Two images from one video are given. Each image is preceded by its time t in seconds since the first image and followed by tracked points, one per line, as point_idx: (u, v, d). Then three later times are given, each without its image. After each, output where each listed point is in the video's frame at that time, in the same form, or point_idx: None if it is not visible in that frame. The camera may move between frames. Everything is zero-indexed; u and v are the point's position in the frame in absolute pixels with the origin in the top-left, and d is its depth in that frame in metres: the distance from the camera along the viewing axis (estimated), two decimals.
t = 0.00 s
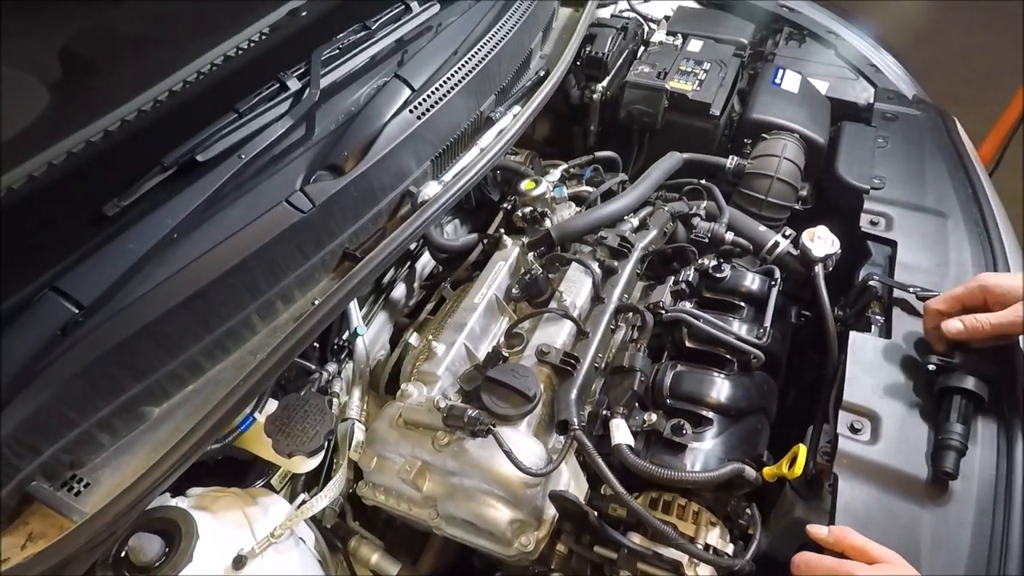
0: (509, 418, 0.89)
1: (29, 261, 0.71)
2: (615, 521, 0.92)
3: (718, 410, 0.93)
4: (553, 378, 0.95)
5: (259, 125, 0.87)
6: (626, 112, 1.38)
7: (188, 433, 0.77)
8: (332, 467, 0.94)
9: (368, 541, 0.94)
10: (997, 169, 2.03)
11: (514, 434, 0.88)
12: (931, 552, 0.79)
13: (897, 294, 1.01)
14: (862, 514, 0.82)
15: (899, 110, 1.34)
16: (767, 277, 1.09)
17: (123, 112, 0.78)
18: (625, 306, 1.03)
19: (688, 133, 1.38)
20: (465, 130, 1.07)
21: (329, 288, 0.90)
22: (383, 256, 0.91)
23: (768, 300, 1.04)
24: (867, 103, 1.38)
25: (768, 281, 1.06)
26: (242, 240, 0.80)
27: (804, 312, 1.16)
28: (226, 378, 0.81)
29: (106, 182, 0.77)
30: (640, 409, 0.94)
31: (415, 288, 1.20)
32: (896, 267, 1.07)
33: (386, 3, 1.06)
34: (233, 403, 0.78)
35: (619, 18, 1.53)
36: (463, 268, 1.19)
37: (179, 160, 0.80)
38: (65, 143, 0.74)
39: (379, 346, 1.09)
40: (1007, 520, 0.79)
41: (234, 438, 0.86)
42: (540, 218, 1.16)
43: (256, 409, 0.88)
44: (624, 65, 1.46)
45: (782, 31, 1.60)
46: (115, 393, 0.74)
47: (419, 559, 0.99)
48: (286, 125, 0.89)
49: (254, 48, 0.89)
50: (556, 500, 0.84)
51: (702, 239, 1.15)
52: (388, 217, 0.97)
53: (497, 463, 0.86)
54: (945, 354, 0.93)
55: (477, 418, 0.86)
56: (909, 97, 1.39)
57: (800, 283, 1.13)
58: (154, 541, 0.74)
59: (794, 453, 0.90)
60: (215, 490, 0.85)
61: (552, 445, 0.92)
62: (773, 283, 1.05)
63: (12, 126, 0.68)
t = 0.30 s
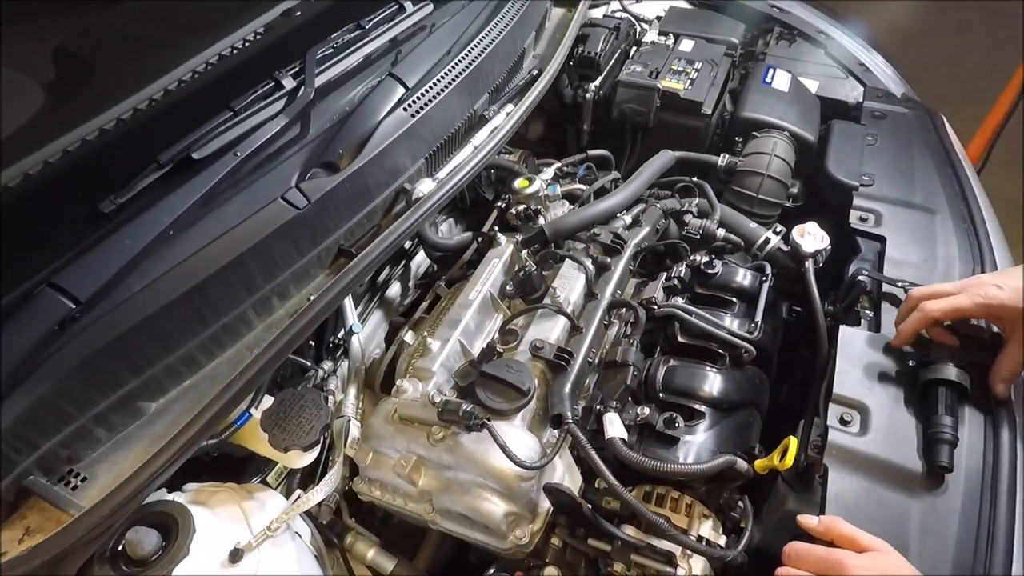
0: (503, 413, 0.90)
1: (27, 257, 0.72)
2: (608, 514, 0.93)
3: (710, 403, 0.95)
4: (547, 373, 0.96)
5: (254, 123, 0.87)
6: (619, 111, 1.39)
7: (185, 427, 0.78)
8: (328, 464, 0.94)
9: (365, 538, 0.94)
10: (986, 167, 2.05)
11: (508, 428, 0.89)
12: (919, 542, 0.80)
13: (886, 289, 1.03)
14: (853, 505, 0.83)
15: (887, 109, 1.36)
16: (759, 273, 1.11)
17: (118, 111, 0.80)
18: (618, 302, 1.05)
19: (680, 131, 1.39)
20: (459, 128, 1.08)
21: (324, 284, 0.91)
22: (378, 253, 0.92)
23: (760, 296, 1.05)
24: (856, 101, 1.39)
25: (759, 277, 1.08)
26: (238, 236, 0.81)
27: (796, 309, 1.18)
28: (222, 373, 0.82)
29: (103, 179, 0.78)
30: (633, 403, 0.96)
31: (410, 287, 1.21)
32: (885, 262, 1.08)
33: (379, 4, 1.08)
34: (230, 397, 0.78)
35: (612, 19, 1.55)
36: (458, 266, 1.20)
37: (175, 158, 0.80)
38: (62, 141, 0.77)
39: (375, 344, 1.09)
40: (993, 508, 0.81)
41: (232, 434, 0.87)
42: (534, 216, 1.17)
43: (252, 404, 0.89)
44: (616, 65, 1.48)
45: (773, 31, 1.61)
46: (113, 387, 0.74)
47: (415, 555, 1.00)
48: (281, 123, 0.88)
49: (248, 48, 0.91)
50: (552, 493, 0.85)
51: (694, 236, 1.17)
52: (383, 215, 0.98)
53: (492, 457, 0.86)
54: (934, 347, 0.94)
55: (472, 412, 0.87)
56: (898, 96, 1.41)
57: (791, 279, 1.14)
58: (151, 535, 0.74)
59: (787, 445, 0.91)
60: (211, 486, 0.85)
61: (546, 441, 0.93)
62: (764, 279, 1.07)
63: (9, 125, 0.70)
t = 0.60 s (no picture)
0: (500, 415, 0.90)
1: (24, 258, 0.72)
2: (605, 516, 0.94)
3: (706, 405, 0.95)
4: (543, 375, 0.96)
5: (251, 125, 0.87)
6: (615, 114, 1.40)
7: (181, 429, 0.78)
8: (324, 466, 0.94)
9: (361, 541, 0.94)
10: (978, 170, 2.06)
11: (504, 430, 0.90)
12: (913, 543, 0.80)
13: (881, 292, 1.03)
14: (847, 506, 0.84)
15: (880, 112, 1.37)
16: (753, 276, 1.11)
17: (116, 113, 0.79)
18: (614, 304, 1.05)
19: (675, 135, 1.40)
20: (455, 131, 1.08)
21: (320, 287, 0.91)
22: (375, 255, 0.92)
23: (755, 298, 1.06)
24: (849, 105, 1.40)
25: (754, 279, 1.09)
26: (236, 238, 0.81)
27: (791, 311, 1.19)
28: (219, 375, 0.82)
29: (100, 181, 0.78)
30: (629, 405, 0.96)
31: (407, 290, 1.21)
32: (879, 265, 1.09)
33: (376, 7, 1.07)
34: (227, 398, 0.79)
35: (607, 23, 1.56)
36: (455, 269, 1.20)
37: (172, 160, 0.81)
38: (59, 144, 0.76)
39: (371, 346, 1.09)
40: (985, 512, 0.81)
41: (228, 436, 0.87)
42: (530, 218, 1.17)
43: (248, 407, 0.88)
44: (612, 69, 1.49)
45: (767, 35, 1.62)
46: (110, 389, 0.74)
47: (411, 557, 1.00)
48: (279, 126, 0.89)
49: (245, 51, 0.90)
50: (547, 496, 0.85)
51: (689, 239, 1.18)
52: (380, 218, 0.99)
53: (487, 459, 0.87)
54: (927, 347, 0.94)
55: (468, 415, 0.87)
56: (891, 100, 1.42)
57: (786, 282, 1.15)
58: (148, 536, 0.74)
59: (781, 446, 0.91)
60: (207, 488, 0.85)
61: (543, 443, 0.93)
62: (759, 282, 1.07)
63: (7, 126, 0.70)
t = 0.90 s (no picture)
0: (496, 423, 0.90)
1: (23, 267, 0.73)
2: (600, 523, 0.94)
3: (700, 413, 0.96)
4: (538, 383, 0.97)
5: (251, 136, 0.88)
6: (609, 124, 1.41)
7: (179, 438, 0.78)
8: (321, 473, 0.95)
9: (357, 549, 0.94)
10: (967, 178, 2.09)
11: (501, 438, 0.90)
12: (905, 548, 0.81)
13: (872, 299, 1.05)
14: (839, 512, 0.85)
15: (870, 122, 1.39)
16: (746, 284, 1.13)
17: (116, 123, 0.79)
18: (609, 312, 1.07)
19: (669, 145, 1.41)
20: (452, 141, 1.09)
21: (318, 296, 0.92)
22: (372, 265, 0.93)
23: (748, 307, 1.07)
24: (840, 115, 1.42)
25: (747, 287, 1.10)
26: (234, 247, 0.82)
27: (783, 319, 1.20)
28: (217, 383, 0.83)
29: (99, 189, 0.78)
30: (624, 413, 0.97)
31: (403, 297, 1.21)
32: (870, 273, 1.10)
33: (375, 19, 1.08)
34: (225, 406, 0.79)
35: (602, 34, 1.57)
36: (451, 277, 1.21)
37: (172, 170, 0.81)
38: (59, 152, 0.76)
39: (368, 354, 1.10)
40: (976, 518, 0.82)
41: (224, 444, 0.87)
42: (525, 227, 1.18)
43: (246, 415, 0.89)
44: (606, 80, 1.50)
45: (758, 46, 1.64)
46: (108, 396, 0.75)
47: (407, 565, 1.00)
48: (279, 136, 0.90)
49: (244, 62, 0.90)
50: (544, 503, 0.86)
51: (683, 247, 1.19)
52: (377, 227, 1.00)
53: (484, 466, 0.87)
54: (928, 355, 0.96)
55: (464, 422, 0.88)
56: (881, 110, 1.44)
57: (779, 290, 1.16)
58: (144, 544, 0.74)
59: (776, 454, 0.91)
60: (203, 495, 0.85)
61: (539, 450, 0.94)
62: (752, 290, 1.09)
63: (8, 135, 0.71)
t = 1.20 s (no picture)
0: (493, 430, 0.90)
1: (21, 272, 0.72)
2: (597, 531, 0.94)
3: (697, 421, 0.96)
4: (535, 390, 0.97)
5: (249, 141, 0.88)
6: (607, 131, 1.42)
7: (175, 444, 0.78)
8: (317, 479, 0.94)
9: (353, 555, 0.94)
10: (963, 186, 2.10)
11: (498, 444, 0.90)
12: (902, 556, 0.81)
13: (869, 307, 1.05)
14: (837, 520, 0.85)
15: (867, 131, 1.39)
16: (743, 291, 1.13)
17: (114, 129, 0.79)
18: (607, 319, 1.07)
19: (667, 152, 1.42)
20: (451, 147, 1.09)
21: (315, 302, 0.92)
22: (371, 270, 0.93)
23: (745, 314, 1.07)
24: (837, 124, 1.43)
25: (745, 295, 1.10)
26: (232, 253, 0.82)
27: (780, 326, 1.20)
28: (213, 389, 0.82)
29: (96, 195, 0.77)
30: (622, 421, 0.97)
31: (401, 303, 1.21)
32: (867, 281, 1.10)
33: (374, 25, 1.09)
34: (222, 412, 0.79)
35: (600, 42, 1.58)
36: (449, 282, 1.21)
37: (170, 175, 0.81)
38: (57, 157, 0.75)
39: (365, 359, 1.09)
40: (973, 528, 0.82)
41: (221, 450, 0.87)
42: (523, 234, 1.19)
43: (241, 420, 0.89)
44: (604, 87, 1.51)
45: (756, 54, 1.65)
46: (104, 402, 0.74)
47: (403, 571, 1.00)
48: (277, 141, 0.90)
49: (243, 67, 0.91)
50: (540, 510, 0.86)
51: (682, 255, 1.20)
52: (376, 233, 0.99)
53: (480, 473, 0.87)
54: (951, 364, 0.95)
55: (461, 428, 0.88)
56: (878, 118, 1.44)
57: (776, 297, 1.16)
58: (139, 551, 0.74)
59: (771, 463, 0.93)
60: (199, 501, 0.85)
61: (536, 457, 0.93)
62: (749, 297, 1.09)
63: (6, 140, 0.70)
